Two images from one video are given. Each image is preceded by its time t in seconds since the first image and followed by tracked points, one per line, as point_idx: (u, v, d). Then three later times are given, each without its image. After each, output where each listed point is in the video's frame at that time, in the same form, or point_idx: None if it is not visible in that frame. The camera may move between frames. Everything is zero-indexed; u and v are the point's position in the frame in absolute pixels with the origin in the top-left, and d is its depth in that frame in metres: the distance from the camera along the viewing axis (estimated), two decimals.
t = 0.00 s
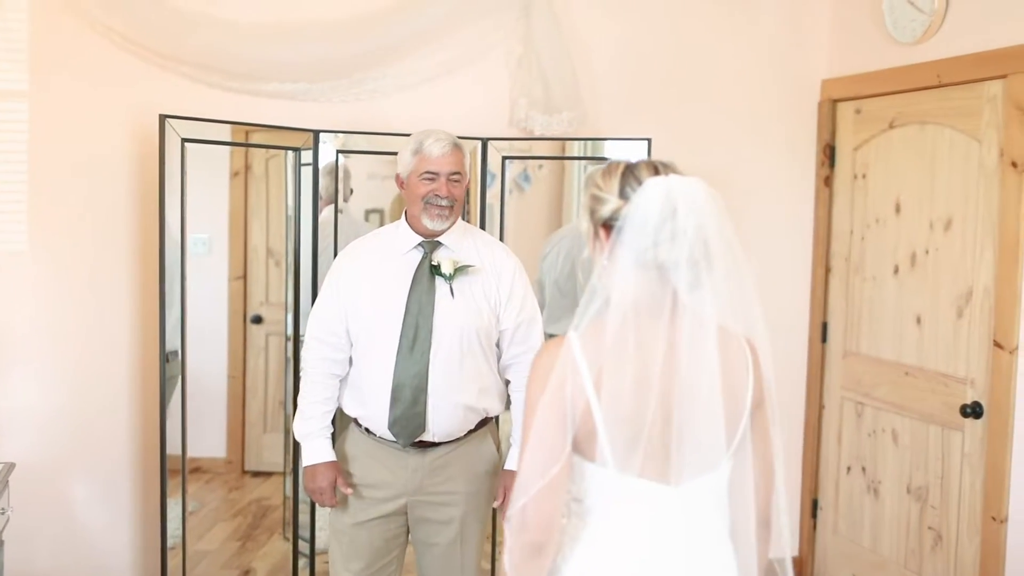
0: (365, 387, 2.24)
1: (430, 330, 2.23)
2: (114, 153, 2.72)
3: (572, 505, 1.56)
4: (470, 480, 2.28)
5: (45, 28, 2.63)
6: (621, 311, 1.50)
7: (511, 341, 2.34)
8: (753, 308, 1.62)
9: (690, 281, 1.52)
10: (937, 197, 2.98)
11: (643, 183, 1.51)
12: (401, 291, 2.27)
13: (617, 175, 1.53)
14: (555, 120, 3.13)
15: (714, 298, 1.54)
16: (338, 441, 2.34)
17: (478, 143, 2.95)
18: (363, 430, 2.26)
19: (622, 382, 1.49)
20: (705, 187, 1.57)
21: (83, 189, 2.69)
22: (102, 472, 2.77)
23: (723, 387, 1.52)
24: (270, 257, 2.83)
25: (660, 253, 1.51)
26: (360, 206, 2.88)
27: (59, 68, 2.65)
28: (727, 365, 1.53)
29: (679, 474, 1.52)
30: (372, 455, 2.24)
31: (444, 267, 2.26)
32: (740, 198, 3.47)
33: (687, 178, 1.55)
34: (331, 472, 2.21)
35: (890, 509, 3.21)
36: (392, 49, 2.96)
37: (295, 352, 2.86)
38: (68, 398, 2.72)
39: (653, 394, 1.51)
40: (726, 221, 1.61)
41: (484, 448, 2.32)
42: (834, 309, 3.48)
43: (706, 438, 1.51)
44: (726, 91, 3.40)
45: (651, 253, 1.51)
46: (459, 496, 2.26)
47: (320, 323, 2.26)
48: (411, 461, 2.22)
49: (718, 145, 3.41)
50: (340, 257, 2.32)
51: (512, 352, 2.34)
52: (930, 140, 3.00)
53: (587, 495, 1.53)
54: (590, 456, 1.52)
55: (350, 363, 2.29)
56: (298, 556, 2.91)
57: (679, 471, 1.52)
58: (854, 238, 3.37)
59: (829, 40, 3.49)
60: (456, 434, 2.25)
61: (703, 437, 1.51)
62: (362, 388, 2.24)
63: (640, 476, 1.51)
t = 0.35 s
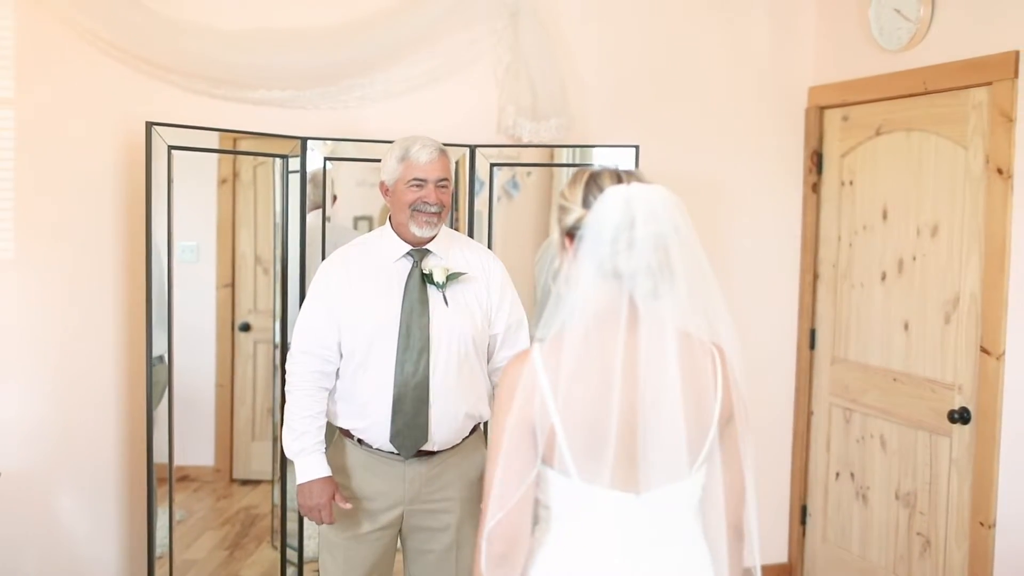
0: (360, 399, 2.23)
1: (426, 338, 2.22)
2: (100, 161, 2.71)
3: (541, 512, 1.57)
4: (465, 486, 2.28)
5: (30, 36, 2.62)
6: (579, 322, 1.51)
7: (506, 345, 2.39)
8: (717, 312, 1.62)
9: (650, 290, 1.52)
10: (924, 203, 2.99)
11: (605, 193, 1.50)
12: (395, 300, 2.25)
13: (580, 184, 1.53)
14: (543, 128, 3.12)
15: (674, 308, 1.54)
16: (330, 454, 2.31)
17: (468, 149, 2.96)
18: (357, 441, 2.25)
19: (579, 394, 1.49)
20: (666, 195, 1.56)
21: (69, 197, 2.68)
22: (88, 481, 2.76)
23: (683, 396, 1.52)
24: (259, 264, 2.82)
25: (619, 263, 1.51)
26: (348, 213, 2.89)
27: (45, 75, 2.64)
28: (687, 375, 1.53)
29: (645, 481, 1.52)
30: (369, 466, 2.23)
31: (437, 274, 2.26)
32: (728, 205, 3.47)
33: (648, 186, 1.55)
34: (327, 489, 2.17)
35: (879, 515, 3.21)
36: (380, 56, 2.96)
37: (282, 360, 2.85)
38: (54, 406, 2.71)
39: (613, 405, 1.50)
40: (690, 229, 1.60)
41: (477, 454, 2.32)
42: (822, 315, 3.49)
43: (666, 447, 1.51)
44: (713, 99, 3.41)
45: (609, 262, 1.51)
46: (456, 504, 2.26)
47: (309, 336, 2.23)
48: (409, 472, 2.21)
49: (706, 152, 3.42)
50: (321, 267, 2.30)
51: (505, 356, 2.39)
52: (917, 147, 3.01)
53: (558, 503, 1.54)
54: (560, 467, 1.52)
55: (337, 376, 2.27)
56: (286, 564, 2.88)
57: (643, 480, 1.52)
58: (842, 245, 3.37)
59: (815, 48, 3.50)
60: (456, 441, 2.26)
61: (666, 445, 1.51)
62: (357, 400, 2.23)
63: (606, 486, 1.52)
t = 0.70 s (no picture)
0: (360, 404, 2.23)
1: (426, 343, 2.23)
2: (93, 165, 2.70)
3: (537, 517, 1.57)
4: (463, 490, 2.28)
5: (24, 40, 2.61)
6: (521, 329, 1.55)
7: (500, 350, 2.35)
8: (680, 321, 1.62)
9: (584, 298, 1.53)
10: (917, 209, 2.99)
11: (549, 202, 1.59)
12: (393, 306, 2.25)
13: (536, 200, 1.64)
14: (537, 133, 3.12)
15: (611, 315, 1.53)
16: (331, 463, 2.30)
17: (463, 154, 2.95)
18: (357, 449, 2.24)
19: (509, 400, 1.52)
20: (612, 203, 1.57)
21: (62, 201, 2.68)
22: (81, 486, 2.75)
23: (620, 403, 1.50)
24: (252, 270, 2.81)
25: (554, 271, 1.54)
26: (343, 218, 2.88)
27: (39, 80, 2.63)
28: (625, 383, 1.50)
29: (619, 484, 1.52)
30: (367, 470, 2.23)
31: (435, 280, 2.25)
32: (722, 209, 3.47)
33: (592, 193, 1.57)
34: (324, 498, 2.16)
35: (873, 520, 3.21)
36: (374, 61, 2.96)
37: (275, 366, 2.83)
38: (46, 411, 2.70)
39: (545, 413, 1.50)
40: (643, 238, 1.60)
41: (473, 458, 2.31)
42: (816, 320, 3.49)
43: (637, 449, 1.51)
44: (707, 104, 3.42)
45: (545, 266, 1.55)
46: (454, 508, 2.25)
47: (309, 343, 2.21)
48: (409, 477, 2.21)
49: (700, 158, 3.42)
50: (317, 272, 2.28)
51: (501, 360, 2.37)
52: (910, 153, 3.02)
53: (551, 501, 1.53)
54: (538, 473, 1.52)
55: (335, 383, 2.25)
56: (279, 570, 2.87)
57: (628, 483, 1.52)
58: (836, 250, 3.38)
59: (809, 53, 3.51)
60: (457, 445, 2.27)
61: (634, 448, 1.51)
62: (354, 405, 2.23)
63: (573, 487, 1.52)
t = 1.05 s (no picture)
0: (358, 407, 2.22)
1: (424, 345, 2.23)
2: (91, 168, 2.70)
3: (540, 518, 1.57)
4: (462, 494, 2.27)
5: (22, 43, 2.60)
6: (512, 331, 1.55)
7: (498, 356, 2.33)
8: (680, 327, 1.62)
9: (573, 298, 1.53)
10: (913, 213, 3.00)
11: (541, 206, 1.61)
12: (391, 310, 2.25)
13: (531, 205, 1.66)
14: (534, 137, 3.14)
15: (599, 316, 1.52)
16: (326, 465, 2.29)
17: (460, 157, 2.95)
18: (354, 452, 2.23)
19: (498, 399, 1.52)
20: (603, 207, 1.57)
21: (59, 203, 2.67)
22: (77, 489, 2.74)
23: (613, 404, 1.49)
24: (249, 274, 2.82)
25: (544, 272, 1.56)
26: (338, 222, 2.88)
27: (36, 82, 2.62)
28: (614, 386, 1.50)
29: (629, 486, 1.51)
30: (364, 472, 2.22)
31: (434, 283, 2.24)
32: (719, 213, 3.48)
33: (583, 198, 1.59)
34: (318, 501, 2.15)
35: (870, 524, 3.21)
36: (372, 65, 2.96)
37: (273, 369, 2.83)
38: (43, 414, 2.68)
39: (539, 414, 1.48)
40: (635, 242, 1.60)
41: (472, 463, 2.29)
42: (813, 324, 3.49)
43: (646, 454, 1.49)
44: (704, 107, 3.42)
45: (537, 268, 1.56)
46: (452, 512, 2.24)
47: (308, 344, 2.20)
48: (406, 480, 2.21)
49: (697, 161, 3.43)
50: (316, 278, 2.27)
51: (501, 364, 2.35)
52: (906, 157, 3.03)
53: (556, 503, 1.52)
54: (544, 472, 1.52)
55: (333, 385, 2.25)
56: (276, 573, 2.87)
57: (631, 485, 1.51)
58: (833, 254, 3.38)
59: (805, 57, 3.51)
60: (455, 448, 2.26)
61: (647, 450, 1.49)
62: (351, 408, 2.23)
63: (587, 491, 1.50)
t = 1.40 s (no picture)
0: (352, 406, 2.22)
1: (419, 345, 2.22)
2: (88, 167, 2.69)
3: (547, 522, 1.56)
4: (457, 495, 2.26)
5: (19, 42, 2.60)
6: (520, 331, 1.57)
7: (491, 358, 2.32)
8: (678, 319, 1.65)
9: (584, 299, 1.54)
10: (910, 213, 3.00)
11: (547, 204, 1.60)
12: (388, 309, 2.25)
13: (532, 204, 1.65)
14: (531, 137, 3.11)
15: (607, 317, 1.54)
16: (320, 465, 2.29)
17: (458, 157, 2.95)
18: (349, 451, 2.23)
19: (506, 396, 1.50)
20: (610, 206, 1.58)
21: (56, 203, 2.67)
22: (74, 489, 2.73)
23: (624, 403, 1.49)
24: (247, 273, 2.81)
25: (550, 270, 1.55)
26: (336, 222, 2.88)
27: (33, 82, 2.62)
28: (626, 385, 1.50)
29: (640, 485, 1.52)
30: (360, 472, 2.22)
31: (430, 282, 2.25)
32: (717, 213, 3.47)
33: (590, 196, 1.59)
34: (315, 497, 2.15)
35: (867, 524, 3.21)
36: (369, 65, 2.95)
37: (270, 369, 2.83)
38: (40, 414, 2.68)
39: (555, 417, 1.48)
40: (640, 240, 1.62)
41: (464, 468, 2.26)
42: (811, 323, 3.49)
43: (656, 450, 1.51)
44: (702, 107, 3.42)
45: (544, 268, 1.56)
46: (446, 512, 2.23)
47: (305, 343, 2.20)
48: (400, 480, 2.21)
49: (695, 161, 3.42)
50: (311, 280, 2.27)
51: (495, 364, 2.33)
52: (904, 157, 3.03)
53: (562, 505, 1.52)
54: (555, 472, 1.51)
55: (329, 383, 2.25)
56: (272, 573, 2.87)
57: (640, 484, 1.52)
58: (830, 254, 3.38)
59: (803, 58, 3.51)
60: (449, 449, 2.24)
61: (655, 448, 1.51)
62: (347, 407, 2.22)
63: (595, 490, 1.51)
